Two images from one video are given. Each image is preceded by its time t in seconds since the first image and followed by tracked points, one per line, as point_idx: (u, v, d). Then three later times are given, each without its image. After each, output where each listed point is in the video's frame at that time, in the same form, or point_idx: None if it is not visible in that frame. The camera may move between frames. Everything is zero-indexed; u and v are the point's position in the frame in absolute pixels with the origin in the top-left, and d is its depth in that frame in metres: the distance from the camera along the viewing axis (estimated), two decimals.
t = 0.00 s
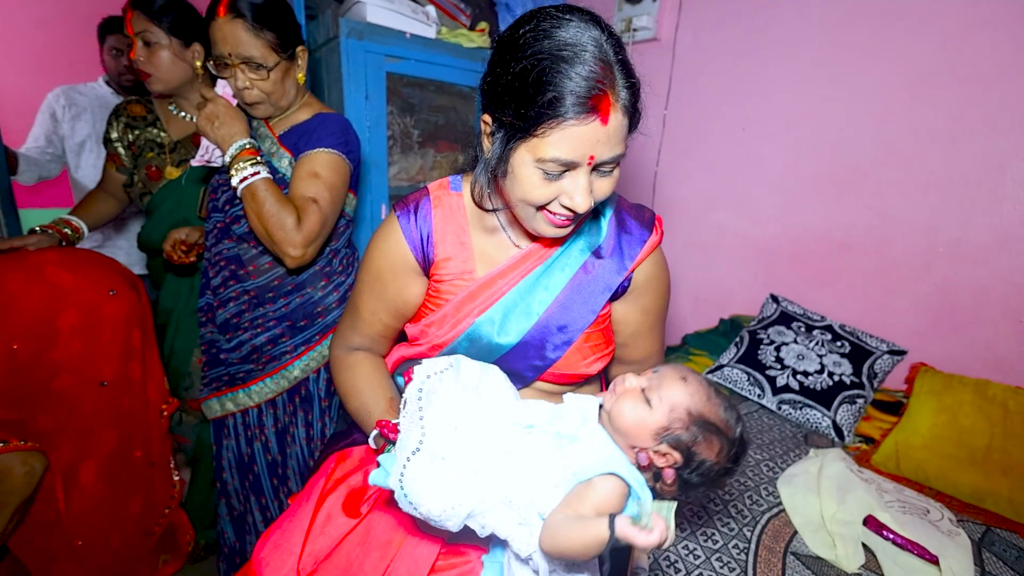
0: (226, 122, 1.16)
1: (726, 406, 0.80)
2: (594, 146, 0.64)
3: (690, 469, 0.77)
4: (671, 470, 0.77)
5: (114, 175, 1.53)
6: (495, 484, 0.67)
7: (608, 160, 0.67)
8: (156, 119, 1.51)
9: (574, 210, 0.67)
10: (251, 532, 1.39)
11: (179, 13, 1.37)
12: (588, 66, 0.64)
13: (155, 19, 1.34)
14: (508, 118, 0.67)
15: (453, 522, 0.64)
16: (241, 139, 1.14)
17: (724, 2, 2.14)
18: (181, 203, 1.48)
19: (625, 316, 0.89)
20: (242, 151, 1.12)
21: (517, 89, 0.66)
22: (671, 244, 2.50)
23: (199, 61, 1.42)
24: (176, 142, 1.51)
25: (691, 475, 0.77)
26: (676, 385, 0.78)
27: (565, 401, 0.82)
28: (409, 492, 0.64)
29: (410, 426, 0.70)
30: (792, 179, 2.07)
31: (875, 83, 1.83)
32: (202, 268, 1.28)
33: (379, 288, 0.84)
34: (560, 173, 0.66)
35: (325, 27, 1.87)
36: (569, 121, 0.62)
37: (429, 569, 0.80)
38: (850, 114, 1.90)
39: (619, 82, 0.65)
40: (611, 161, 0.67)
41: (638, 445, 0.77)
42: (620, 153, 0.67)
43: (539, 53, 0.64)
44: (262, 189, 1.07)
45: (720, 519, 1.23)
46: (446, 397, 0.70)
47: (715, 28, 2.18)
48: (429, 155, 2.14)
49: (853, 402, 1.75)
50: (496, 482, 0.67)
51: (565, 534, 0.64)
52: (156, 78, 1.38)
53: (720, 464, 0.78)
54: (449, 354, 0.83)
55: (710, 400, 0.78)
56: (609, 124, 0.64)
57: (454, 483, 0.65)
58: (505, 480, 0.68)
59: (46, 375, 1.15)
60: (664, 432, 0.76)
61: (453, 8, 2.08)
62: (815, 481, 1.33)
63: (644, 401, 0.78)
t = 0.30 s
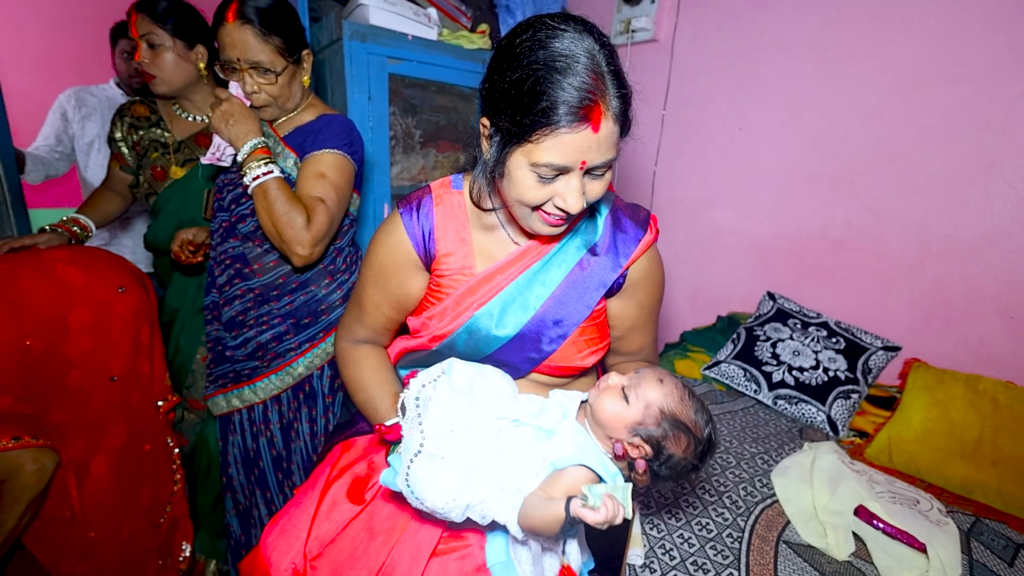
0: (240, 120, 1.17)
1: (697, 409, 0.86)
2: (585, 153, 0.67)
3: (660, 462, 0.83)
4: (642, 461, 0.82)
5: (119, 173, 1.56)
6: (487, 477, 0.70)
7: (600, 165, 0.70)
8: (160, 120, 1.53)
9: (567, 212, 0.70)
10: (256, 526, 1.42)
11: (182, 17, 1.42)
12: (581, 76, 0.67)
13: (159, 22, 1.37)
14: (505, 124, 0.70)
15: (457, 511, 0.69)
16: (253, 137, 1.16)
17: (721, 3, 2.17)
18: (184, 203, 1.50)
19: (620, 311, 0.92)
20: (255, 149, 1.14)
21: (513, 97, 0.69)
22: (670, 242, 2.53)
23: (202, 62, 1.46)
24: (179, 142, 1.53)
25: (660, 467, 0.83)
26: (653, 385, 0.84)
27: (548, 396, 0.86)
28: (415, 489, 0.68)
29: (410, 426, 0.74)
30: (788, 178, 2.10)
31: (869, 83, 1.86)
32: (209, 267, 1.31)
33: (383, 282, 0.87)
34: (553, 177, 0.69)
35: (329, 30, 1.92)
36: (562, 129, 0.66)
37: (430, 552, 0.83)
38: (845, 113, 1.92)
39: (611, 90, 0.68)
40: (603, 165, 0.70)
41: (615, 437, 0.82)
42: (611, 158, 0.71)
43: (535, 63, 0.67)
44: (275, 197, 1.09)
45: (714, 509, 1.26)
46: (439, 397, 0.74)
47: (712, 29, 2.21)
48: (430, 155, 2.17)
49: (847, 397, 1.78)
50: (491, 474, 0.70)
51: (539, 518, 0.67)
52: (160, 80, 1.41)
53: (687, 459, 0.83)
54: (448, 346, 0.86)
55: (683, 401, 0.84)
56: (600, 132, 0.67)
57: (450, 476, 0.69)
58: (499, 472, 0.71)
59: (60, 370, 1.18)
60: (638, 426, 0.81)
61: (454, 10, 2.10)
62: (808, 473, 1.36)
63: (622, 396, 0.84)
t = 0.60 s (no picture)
0: (252, 122, 1.18)
1: (700, 355, 0.87)
2: (579, 153, 0.70)
3: (670, 412, 0.82)
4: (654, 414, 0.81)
5: (119, 173, 1.58)
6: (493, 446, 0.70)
7: (593, 165, 0.73)
8: (160, 121, 1.55)
9: (562, 209, 0.73)
10: (259, 522, 1.45)
11: (181, 19, 1.44)
12: (575, 81, 0.70)
13: (159, 25, 1.40)
14: (503, 125, 0.73)
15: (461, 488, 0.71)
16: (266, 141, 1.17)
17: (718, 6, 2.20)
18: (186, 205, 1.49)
19: (616, 307, 0.95)
20: (268, 154, 1.15)
21: (511, 101, 0.72)
22: (668, 243, 2.56)
23: (202, 65, 1.48)
24: (181, 142, 1.54)
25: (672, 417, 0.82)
26: (655, 337, 0.85)
27: (551, 364, 0.87)
28: (417, 469, 0.70)
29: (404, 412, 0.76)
30: (785, 179, 2.13)
31: (864, 85, 1.89)
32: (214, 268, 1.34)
33: (387, 281, 0.91)
34: (548, 176, 0.72)
35: (332, 32, 1.96)
36: (557, 132, 0.68)
37: (432, 540, 0.86)
38: (840, 115, 1.95)
39: (603, 95, 0.71)
40: (596, 165, 0.73)
41: (624, 392, 0.82)
42: (605, 158, 0.73)
43: (531, 69, 0.70)
44: (292, 206, 1.10)
45: (709, 503, 1.29)
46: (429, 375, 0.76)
47: (710, 31, 2.24)
48: (431, 156, 2.20)
49: (842, 394, 1.80)
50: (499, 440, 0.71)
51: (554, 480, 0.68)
52: (162, 82, 1.44)
53: (697, 406, 0.83)
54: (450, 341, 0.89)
55: (686, 348, 0.85)
56: (593, 134, 0.70)
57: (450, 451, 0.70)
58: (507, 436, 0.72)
59: (67, 368, 1.21)
60: (646, 376, 0.82)
61: (455, 13, 2.12)
62: (801, 467, 1.39)
63: (626, 352, 0.85)
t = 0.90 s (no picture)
0: (263, 136, 1.20)
1: (713, 293, 0.89)
2: (575, 154, 0.73)
3: (689, 349, 0.85)
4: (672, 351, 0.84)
5: (120, 175, 1.60)
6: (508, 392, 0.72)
7: (588, 165, 0.76)
8: (160, 124, 1.55)
9: (558, 208, 0.76)
10: (263, 523, 1.47)
11: (180, 23, 1.46)
12: (570, 85, 0.73)
13: (159, 31, 1.42)
14: (501, 129, 0.77)
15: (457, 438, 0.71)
16: (275, 156, 1.18)
17: (715, 14, 2.24)
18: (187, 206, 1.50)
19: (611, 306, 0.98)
20: (277, 168, 1.16)
21: (508, 105, 0.75)
22: (666, 247, 2.59)
23: (202, 69, 1.50)
24: (180, 146, 1.55)
25: (689, 355, 0.85)
26: (670, 276, 0.86)
27: (557, 313, 0.87)
28: (423, 410, 0.71)
29: (410, 354, 0.76)
30: (780, 184, 2.16)
31: (856, 92, 1.92)
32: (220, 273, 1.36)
33: (389, 282, 0.93)
34: (546, 176, 0.75)
35: (334, 39, 1.99)
36: (553, 134, 0.71)
37: (432, 537, 0.89)
38: (834, 121, 1.99)
39: (597, 99, 0.74)
40: (591, 165, 0.76)
41: (641, 331, 0.84)
42: (599, 159, 0.76)
43: (527, 75, 0.74)
44: (300, 215, 1.14)
45: (704, 502, 1.31)
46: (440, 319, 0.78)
47: (706, 39, 2.28)
48: (431, 161, 2.23)
49: (836, 397, 1.83)
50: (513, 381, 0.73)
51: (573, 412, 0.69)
52: (162, 87, 1.45)
53: (714, 342, 0.86)
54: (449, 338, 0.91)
55: (701, 287, 0.87)
56: (587, 136, 0.72)
57: (461, 393, 0.71)
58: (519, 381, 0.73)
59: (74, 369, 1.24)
60: (663, 315, 0.84)
61: (455, 21, 2.17)
62: (795, 467, 1.41)
63: (641, 293, 0.87)
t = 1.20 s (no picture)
0: (272, 147, 1.22)
1: (705, 294, 0.88)
2: (572, 151, 0.75)
3: (679, 343, 0.83)
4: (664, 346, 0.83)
5: (122, 177, 1.61)
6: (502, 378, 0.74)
7: (586, 162, 0.78)
8: (161, 126, 1.56)
9: (558, 204, 0.78)
10: (269, 521, 1.50)
11: (180, 24, 1.47)
12: (566, 85, 0.75)
13: (159, 33, 1.43)
14: (500, 128, 0.79)
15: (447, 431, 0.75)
16: (283, 170, 1.19)
17: (713, 15, 2.26)
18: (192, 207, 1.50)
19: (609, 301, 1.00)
20: (287, 182, 1.18)
21: (507, 105, 0.78)
22: (664, 246, 2.62)
23: (201, 70, 1.51)
24: (181, 148, 1.55)
25: (681, 351, 0.84)
26: (665, 274, 0.87)
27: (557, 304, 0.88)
28: (425, 397, 0.74)
29: (413, 341, 0.80)
30: (779, 183, 2.18)
31: (853, 92, 1.94)
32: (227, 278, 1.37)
33: (392, 282, 0.95)
34: (544, 173, 0.77)
35: (336, 42, 2.01)
36: (551, 132, 0.73)
37: (434, 530, 0.90)
38: (831, 121, 2.01)
39: (593, 98, 0.76)
40: (588, 162, 0.78)
41: (634, 326, 0.84)
42: (596, 155, 0.78)
43: (525, 76, 0.76)
44: (309, 223, 1.16)
45: (702, 497, 1.34)
46: (443, 308, 0.81)
47: (705, 39, 2.30)
48: (433, 162, 2.26)
49: (834, 394, 1.84)
50: (507, 369, 0.75)
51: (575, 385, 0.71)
52: (163, 89, 1.47)
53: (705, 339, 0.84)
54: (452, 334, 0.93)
55: (693, 286, 0.87)
56: (584, 133, 0.74)
57: (456, 377, 0.74)
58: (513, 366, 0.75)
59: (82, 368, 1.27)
60: (655, 310, 0.83)
61: (456, 23, 2.20)
62: (792, 463, 1.43)
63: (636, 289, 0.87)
